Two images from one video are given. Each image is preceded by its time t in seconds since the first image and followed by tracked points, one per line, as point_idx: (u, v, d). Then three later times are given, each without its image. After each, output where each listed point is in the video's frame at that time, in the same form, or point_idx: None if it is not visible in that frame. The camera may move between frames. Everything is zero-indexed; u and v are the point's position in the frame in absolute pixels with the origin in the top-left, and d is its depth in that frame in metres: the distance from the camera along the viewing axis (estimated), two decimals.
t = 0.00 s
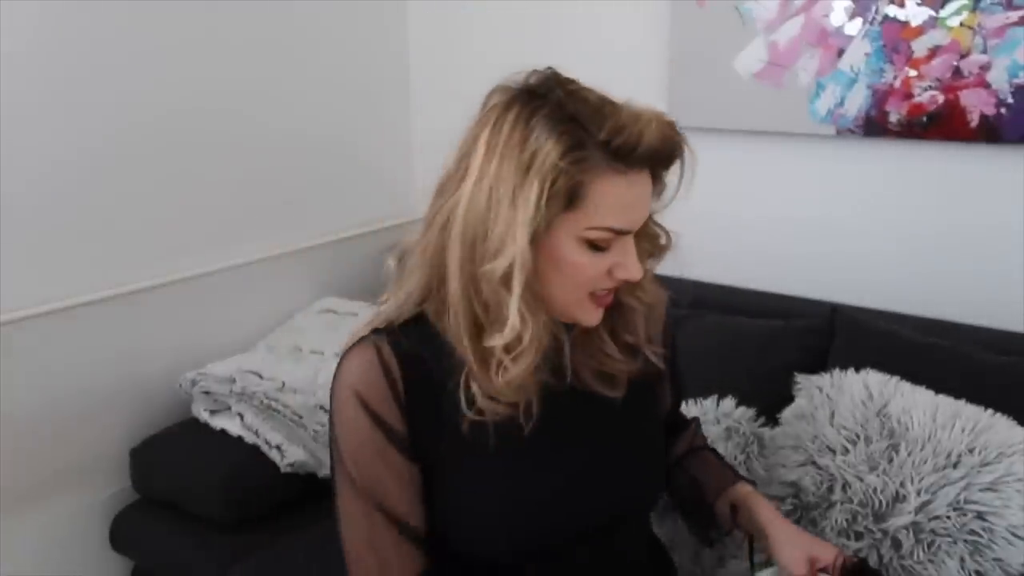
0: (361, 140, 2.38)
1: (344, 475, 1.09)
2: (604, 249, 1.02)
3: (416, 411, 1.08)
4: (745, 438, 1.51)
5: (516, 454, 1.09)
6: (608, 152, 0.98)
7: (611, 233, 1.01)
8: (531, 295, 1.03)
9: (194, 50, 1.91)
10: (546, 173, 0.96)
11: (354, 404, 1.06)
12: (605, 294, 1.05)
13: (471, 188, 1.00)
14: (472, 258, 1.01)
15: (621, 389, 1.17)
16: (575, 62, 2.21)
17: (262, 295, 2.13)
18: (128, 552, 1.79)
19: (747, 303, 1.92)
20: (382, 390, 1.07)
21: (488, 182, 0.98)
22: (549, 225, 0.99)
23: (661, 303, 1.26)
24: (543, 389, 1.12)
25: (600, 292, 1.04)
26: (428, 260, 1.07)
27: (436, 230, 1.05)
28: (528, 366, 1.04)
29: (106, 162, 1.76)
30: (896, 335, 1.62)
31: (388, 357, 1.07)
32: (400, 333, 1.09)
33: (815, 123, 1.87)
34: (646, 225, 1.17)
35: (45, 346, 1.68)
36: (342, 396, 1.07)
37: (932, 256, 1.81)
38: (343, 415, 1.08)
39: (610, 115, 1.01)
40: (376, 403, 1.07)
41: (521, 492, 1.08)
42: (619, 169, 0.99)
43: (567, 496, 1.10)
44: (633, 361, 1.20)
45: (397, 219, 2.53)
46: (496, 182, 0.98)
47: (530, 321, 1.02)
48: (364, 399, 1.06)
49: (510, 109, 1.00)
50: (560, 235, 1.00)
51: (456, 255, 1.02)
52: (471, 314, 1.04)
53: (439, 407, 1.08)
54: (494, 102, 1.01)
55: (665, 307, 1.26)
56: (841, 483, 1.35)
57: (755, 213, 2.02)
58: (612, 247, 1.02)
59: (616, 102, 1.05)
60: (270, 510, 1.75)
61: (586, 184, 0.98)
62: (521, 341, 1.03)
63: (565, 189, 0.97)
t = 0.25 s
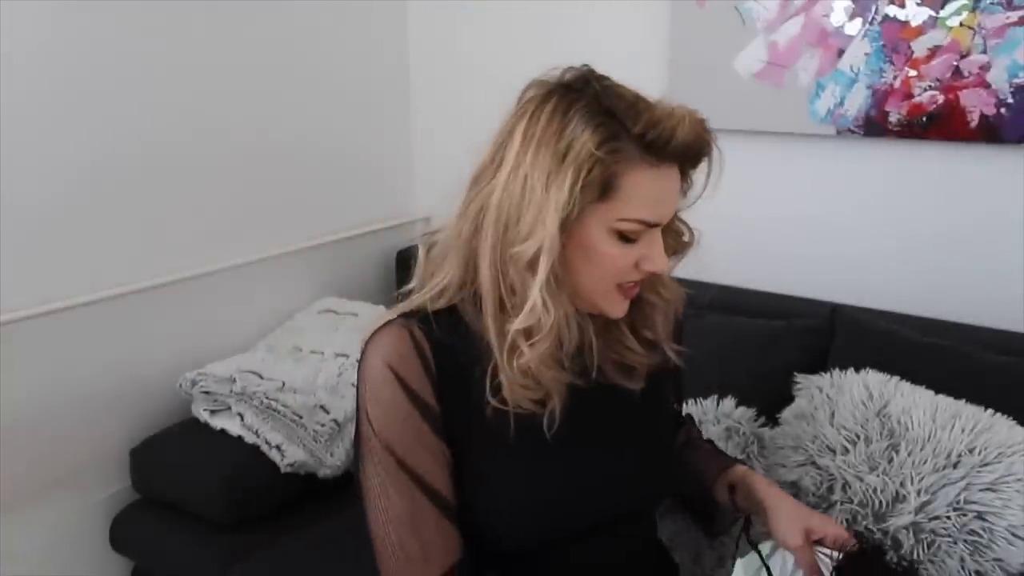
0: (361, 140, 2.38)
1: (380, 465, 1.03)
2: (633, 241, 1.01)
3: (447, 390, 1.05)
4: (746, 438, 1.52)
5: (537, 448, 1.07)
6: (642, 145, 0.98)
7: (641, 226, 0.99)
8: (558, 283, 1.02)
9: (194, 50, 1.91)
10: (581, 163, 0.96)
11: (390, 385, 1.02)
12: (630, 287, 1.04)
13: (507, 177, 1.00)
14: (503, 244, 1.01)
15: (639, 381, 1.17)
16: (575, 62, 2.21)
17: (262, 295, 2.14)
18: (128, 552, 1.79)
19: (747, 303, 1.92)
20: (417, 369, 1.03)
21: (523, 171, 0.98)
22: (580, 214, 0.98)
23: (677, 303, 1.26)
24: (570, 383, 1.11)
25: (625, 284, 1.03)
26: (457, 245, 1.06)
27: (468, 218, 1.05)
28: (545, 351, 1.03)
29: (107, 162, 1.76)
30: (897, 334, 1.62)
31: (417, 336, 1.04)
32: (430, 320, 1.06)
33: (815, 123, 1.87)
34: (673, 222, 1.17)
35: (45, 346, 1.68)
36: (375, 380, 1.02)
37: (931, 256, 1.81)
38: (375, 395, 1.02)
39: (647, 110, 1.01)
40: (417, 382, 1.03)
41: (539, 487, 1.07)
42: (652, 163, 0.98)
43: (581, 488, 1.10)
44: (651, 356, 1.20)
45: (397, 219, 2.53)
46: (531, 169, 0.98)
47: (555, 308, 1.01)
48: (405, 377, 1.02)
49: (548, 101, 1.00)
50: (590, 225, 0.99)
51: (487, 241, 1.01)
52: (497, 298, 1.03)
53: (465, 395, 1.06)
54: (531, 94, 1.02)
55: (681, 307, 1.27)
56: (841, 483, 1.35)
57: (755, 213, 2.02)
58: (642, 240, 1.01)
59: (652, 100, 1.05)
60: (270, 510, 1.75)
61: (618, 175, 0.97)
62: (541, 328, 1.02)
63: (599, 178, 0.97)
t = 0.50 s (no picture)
0: (361, 140, 2.38)
1: (387, 452, 1.03)
2: (648, 242, 1.00)
3: (457, 384, 1.06)
4: (746, 438, 1.52)
5: (546, 445, 1.07)
6: (659, 146, 0.98)
7: (657, 227, 0.99)
8: (574, 282, 1.01)
9: (194, 50, 1.91)
10: (598, 163, 0.96)
11: (402, 374, 1.03)
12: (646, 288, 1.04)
13: (523, 176, 1.00)
14: (518, 243, 1.01)
15: (647, 381, 1.16)
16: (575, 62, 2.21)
17: (262, 295, 2.14)
18: (127, 552, 1.79)
19: (747, 303, 1.92)
20: (428, 360, 1.04)
21: (540, 170, 0.99)
22: (596, 214, 0.98)
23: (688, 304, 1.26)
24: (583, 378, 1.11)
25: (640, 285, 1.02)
26: (472, 242, 1.06)
27: (484, 216, 1.05)
28: (562, 350, 1.03)
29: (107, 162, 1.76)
30: (897, 334, 1.62)
31: (430, 328, 1.05)
32: (444, 313, 1.07)
33: (815, 123, 1.87)
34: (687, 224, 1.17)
35: (45, 346, 1.68)
36: (386, 368, 1.03)
37: (931, 256, 1.81)
38: (384, 383, 1.03)
39: (665, 112, 1.01)
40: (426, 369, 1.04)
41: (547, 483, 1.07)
42: (669, 164, 0.98)
43: (589, 487, 1.09)
44: (662, 357, 1.20)
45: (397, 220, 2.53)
46: (549, 169, 0.98)
47: (571, 307, 1.01)
48: (414, 364, 1.03)
49: (566, 101, 1.00)
50: (607, 225, 0.99)
51: (503, 239, 1.02)
52: (513, 296, 1.03)
53: (477, 389, 1.06)
54: (549, 94, 1.02)
55: (692, 310, 1.27)
56: (841, 483, 1.35)
57: (755, 214, 2.02)
58: (657, 241, 1.00)
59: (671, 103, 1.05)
60: (270, 510, 1.75)
61: (635, 176, 0.97)
62: (558, 326, 1.02)
63: (616, 179, 0.97)
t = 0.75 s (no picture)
0: (361, 141, 2.38)
1: (388, 450, 1.01)
2: (653, 246, 1.00)
3: (459, 383, 1.06)
4: (746, 439, 1.52)
5: (547, 445, 1.07)
6: (666, 151, 0.98)
7: (662, 231, 0.99)
8: (577, 284, 1.01)
9: (194, 50, 1.91)
10: (605, 166, 0.96)
11: (405, 371, 1.02)
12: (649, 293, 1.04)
13: (530, 176, 1.00)
14: (523, 243, 1.01)
15: (649, 383, 1.17)
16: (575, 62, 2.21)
17: (262, 296, 2.14)
18: (127, 552, 1.79)
19: (747, 303, 1.92)
20: (431, 358, 1.04)
21: (547, 171, 0.99)
22: (601, 217, 0.98)
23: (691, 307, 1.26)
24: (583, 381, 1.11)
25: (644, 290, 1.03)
26: (478, 242, 1.06)
27: (490, 215, 1.05)
28: (564, 351, 1.03)
29: (108, 162, 1.76)
30: (897, 334, 1.62)
31: (432, 326, 1.05)
32: (448, 312, 1.07)
33: (815, 123, 1.87)
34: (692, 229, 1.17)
35: (45, 346, 1.68)
36: (388, 365, 1.01)
37: (932, 256, 1.81)
38: (383, 379, 1.02)
39: (674, 117, 1.01)
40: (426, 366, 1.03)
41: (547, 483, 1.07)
42: (675, 169, 0.99)
43: (590, 487, 1.09)
44: (664, 359, 1.20)
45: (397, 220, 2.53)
46: (556, 170, 0.98)
47: (574, 309, 1.01)
48: (415, 358, 1.02)
49: (575, 103, 1.00)
50: (612, 228, 0.99)
51: (509, 239, 1.02)
52: (517, 296, 1.03)
53: (478, 387, 1.06)
54: (558, 95, 1.02)
55: (697, 314, 1.27)
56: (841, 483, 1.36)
57: (754, 214, 2.02)
58: (661, 246, 1.01)
59: (680, 107, 1.05)
60: (270, 510, 1.75)
61: (641, 179, 0.97)
62: (561, 328, 1.02)
63: (623, 182, 0.97)
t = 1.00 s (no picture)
0: (361, 141, 2.38)
1: (397, 451, 1.00)
2: (658, 248, 1.00)
3: (465, 384, 1.06)
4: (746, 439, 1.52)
5: (552, 446, 1.07)
6: (673, 153, 0.98)
7: (668, 233, 0.99)
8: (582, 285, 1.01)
9: (194, 50, 1.91)
10: (612, 167, 0.96)
11: (411, 373, 1.01)
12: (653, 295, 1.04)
13: (536, 177, 1.00)
14: (529, 244, 1.01)
15: (652, 387, 1.17)
16: (575, 62, 2.21)
17: (262, 295, 2.14)
18: (127, 552, 1.79)
19: (747, 303, 1.92)
20: (436, 359, 1.04)
21: (553, 172, 0.99)
22: (607, 218, 0.98)
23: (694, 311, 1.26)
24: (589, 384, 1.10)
25: (648, 292, 1.02)
26: (483, 243, 1.06)
27: (496, 216, 1.05)
28: (568, 353, 1.03)
29: (107, 162, 1.77)
30: (897, 334, 1.62)
31: (437, 326, 1.05)
32: (453, 314, 1.08)
33: (815, 123, 1.87)
34: (698, 232, 1.17)
35: (45, 346, 1.68)
36: (394, 367, 1.01)
37: (932, 256, 1.81)
38: (388, 381, 1.01)
39: (681, 119, 1.01)
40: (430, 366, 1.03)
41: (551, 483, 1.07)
42: (682, 171, 0.99)
43: (594, 489, 1.09)
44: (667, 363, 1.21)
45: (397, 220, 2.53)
46: (562, 171, 0.98)
47: (578, 310, 1.01)
48: (419, 360, 1.02)
49: (582, 103, 1.00)
50: (618, 229, 0.99)
51: (514, 240, 1.02)
52: (521, 297, 1.03)
53: (483, 387, 1.06)
54: (566, 95, 1.02)
55: (702, 317, 1.27)
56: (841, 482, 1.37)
57: (755, 214, 2.02)
58: (667, 248, 1.01)
59: (688, 109, 1.05)
60: (270, 510, 1.75)
61: (646, 181, 0.97)
62: (565, 329, 1.02)
63: (629, 183, 0.97)
